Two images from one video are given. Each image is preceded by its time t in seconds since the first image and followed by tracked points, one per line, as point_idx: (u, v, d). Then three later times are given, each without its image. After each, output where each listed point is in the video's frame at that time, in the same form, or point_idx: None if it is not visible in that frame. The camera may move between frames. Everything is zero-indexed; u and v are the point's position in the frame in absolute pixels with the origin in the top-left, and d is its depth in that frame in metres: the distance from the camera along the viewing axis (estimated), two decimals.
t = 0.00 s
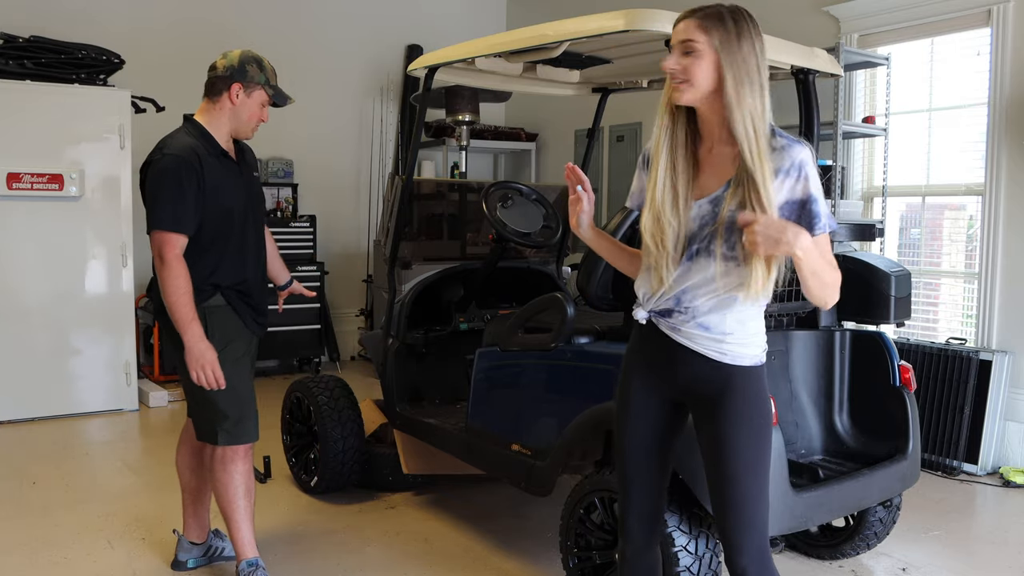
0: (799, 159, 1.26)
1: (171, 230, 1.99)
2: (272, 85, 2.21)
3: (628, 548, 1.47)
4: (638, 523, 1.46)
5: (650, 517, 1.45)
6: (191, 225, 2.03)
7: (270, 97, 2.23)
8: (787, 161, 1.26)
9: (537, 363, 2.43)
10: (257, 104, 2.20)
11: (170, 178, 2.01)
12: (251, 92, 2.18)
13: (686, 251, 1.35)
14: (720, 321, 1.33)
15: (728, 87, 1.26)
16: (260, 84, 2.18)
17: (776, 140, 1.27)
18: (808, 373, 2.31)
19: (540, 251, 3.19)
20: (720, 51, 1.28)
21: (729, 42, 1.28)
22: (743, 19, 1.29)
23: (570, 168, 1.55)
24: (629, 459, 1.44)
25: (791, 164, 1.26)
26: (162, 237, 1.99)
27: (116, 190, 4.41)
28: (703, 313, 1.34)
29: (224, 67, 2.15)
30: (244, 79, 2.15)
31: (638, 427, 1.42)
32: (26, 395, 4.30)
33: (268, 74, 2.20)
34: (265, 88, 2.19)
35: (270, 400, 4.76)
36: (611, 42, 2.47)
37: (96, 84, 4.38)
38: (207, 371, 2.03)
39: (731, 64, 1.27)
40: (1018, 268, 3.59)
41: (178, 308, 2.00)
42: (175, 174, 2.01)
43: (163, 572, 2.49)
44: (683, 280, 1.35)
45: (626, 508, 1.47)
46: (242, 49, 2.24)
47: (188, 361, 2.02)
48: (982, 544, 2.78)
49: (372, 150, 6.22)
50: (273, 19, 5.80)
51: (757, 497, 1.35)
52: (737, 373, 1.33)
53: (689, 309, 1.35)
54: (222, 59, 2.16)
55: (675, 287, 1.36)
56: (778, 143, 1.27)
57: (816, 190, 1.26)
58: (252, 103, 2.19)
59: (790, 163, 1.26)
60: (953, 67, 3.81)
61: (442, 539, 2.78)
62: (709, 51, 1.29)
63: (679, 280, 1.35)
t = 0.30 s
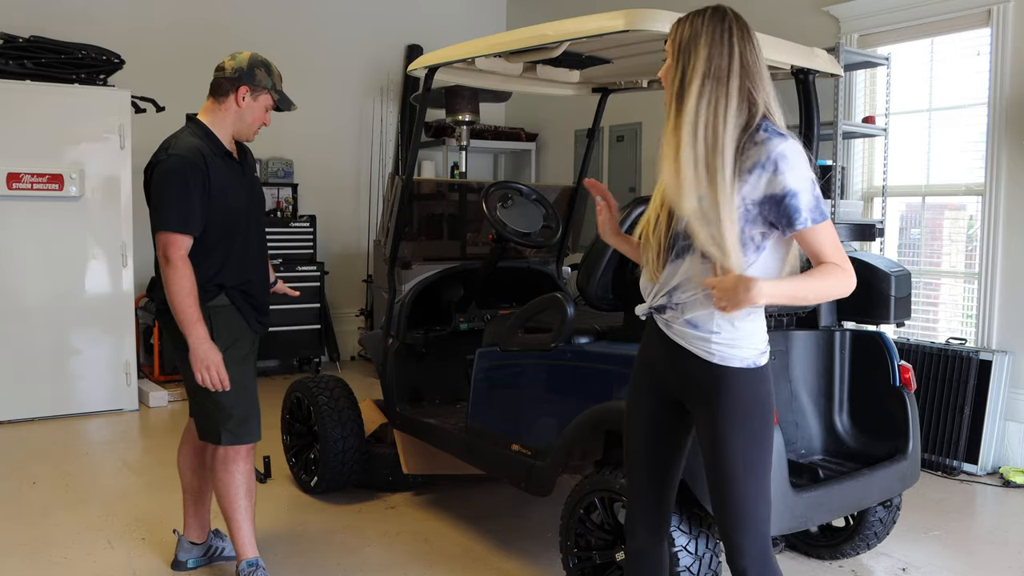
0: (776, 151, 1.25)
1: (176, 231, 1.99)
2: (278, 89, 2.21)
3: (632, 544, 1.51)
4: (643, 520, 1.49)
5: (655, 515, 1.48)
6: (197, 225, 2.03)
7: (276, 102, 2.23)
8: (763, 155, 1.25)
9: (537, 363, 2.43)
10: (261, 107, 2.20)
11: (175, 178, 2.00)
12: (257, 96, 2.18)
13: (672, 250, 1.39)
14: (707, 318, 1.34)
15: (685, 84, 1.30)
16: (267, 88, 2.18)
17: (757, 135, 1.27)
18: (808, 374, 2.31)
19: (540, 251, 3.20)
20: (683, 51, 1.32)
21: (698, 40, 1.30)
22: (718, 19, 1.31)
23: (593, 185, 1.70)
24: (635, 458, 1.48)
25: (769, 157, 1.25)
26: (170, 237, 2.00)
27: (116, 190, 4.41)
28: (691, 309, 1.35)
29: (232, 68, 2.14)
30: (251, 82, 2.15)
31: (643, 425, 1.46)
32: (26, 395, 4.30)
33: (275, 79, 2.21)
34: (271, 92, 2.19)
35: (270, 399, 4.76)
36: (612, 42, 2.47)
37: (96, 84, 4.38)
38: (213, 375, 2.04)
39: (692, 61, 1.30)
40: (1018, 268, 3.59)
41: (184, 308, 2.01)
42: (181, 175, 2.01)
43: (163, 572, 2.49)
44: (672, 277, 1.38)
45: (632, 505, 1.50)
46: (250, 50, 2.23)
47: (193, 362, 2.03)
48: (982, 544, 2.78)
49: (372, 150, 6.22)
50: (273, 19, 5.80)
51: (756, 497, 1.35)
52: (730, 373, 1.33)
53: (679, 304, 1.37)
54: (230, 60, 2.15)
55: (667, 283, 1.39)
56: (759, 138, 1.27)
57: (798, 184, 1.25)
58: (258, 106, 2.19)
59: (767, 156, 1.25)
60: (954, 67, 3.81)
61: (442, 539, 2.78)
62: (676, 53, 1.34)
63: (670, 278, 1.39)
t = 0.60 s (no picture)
0: (758, 145, 1.25)
1: (177, 231, 1.99)
2: (276, 87, 2.21)
3: (643, 546, 1.53)
4: (653, 523, 1.51)
5: (666, 519, 1.49)
6: (197, 225, 2.03)
7: (274, 99, 2.22)
8: (746, 150, 1.26)
9: (537, 363, 2.43)
10: (260, 105, 2.20)
11: (175, 178, 2.00)
12: (255, 94, 2.18)
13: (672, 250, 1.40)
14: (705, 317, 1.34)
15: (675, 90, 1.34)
16: (265, 86, 2.18)
17: (745, 129, 1.29)
18: (808, 374, 2.30)
19: (540, 251, 3.20)
20: (670, 54, 1.36)
21: (690, 41, 1.33)
22: (706, 21, 1.33)
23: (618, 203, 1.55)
24: (646, 463, 1.50)
25: (752, 151, 1.26)
26: (171, 238, 2.00)
27: (116, 190, 4.41)
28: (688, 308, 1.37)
29: (230, 68, 2.14)
30: (249, 81, 2.15)
31: (654, 431, 1.48)
32: (26, 395, 4.30)
33: (273, 76, 2.20)
34: (269, 90, 2.19)
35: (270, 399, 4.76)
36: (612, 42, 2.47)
37: (96, 84, 4.38)
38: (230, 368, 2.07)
39: (678, 63, 1.34)
40: (1018, 268, 3.59)
41: (190, 306, 2.01)
42: (180, 175, 2.01)
43: (163, 572, 2.49)
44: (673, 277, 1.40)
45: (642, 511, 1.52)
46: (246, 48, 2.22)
47: (211, 358, 2.05)
48: (982, 544, 2.78)
49: (372, 150, 6.22)
50: (273, 19, 5.80)
51: (761, 497, 1.35)
52: (730, 373, 1.33)
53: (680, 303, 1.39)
54: (227, 60, 2.15)
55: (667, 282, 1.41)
56: (747, 132, 1.28)
57: (783, 176, 1.24)
58: (257, 105, 2.19)
59: (750, 151, 1.26)
60: (954, 67, 3.81)
61: (442, 539, 2.78)
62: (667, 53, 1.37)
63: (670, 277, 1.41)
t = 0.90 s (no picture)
0: (762, 133, 1.25)
1: (172, 234, 1.99)
2: (275, 85, 2.22)
3: (649, 546, 1.53)
4: (658, 522, 1.51)
5: (671, 519, 1.50)
6: (193, 227, 2.03)
7: (273, 97, 2.23)
8: (750, 141, 1.26)
9: (537, 363, 2.43)
10: (259, 104, 2.20)
11: (171, 181, 2.01)
12: (253, 93, 2.18)
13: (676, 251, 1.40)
14: (715, 316, 1.34)
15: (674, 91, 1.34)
16: (263, 84, 2.18)
17: (746, 123, 1.28)
18: (808, 374, 2.30)
19: (540, 251, 3.20)
20: (668, 55, 1.36)
21: (686, 42, 1.34)
22: (702, 22, 1.34)
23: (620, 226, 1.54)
24: (651, 463, 1.50)
25: (757, 142, 1.26)
26: (165, 240, 1.99)
27: (116, 190, 4.41)
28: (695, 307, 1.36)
29: (227, 68, 2.14)
30: (247, 80, 2.15)
31: (660, 431, 1.48)
32: (25, 395, 4.30)
33: (270, 74, 2.21)
34: (267, 88, 2.19)
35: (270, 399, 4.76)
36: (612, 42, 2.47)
37: (96, 84, 4.38)
38: (211, 376, 2.03)
39: (676, 63, 1.34)
40: (1018, 268, 3.59)
41: (180, 310, 2.00)
42: (176, 177, 2.01)
43: (163, 572, 2.49)
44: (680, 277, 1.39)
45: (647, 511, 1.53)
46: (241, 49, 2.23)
47: (193, 362, 2.02)
48: (982, 544, 2.78)
49: (372, 150, 6.22)
50: (273, 19, 5.80)
51: (770, 497, 1.35)
52: (739, 374, 1.33)
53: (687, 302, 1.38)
54: (224, 60, 2.15)
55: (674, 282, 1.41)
56: (747, 126, 1.28)
57: (799, 151, 1.24)
58: (255, 103, 2.19)
59: (755, 142, 1.26)
60: (954, 67, 3.81)
61: (442, 539, 2.78)
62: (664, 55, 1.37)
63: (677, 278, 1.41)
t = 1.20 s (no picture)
0: (764, 141, 1.25)
1: (169, 236, 1.99)
2: (266, 80, 2.15)
3: (655, 548, 1.53)
4: (666, 524, 1.51)
5: (679, 521, 1.49)
6: (190, 227, 2.04)
7: (266, 93, 2.17)
8: (753, 148, 1.26)
9: (537, 363, 2.43)
10: (251, 101, 2.16)
11: (168, 182, 2.01)
12: (242, 90, 2.14)
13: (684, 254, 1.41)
14: (724, 316, 1.34)
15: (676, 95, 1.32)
16: (251, 81, 2.13)
17: (749, 127, 1.28)
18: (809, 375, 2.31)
19: (540, 251, 3.20)
20: (668, 59, 1.34)
21: (687, 45, 1.33)
22: (703, 25, 1.33)
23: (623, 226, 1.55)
24: (663, 464, 1.50)
25: (759, 147, 1.26)
26: (161, 241, 2.00)
27: (116, 190, 4.41)
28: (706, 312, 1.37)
29: (217, 66, 2.14)
30: (232, 77, 2.12)
31: (675, 432, 1.48)
32: (25, 395, 4.30)
33: (261, 71, 2.15)
34: (256, 84, 2.14)
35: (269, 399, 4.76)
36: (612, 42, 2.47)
37: (96, 84, 4.38)
38: (198, 378, 2.04)
39: (678, 66, 1.33)
40: (1018, 268, 3.59)
41: (174, 311, 2.01)
42: (173, 178, 2.01)
43: (163, 572, 2.49)
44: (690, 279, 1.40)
45: (655, 513, 1.53)
46: (241, 48, 2.21)
47: (182, 366, 2.04)
48: (982, 544, 2.77)
49: (372, 150, 6.23)
50: (273, 19, 5.80)
51: (783, 501, 1.34)
52: (754, 374, 1.32)
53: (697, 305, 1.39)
54: (216, 59, 2.15)
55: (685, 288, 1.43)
56: (751, 130, 1.28)
57: (798, 161, 1.23)
58: (246, 101, 2.15)
59: (757, 148, 1.26)
60: (954, 67, 3.81)
61: (442, 539, 2.78)
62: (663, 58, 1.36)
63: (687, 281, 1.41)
